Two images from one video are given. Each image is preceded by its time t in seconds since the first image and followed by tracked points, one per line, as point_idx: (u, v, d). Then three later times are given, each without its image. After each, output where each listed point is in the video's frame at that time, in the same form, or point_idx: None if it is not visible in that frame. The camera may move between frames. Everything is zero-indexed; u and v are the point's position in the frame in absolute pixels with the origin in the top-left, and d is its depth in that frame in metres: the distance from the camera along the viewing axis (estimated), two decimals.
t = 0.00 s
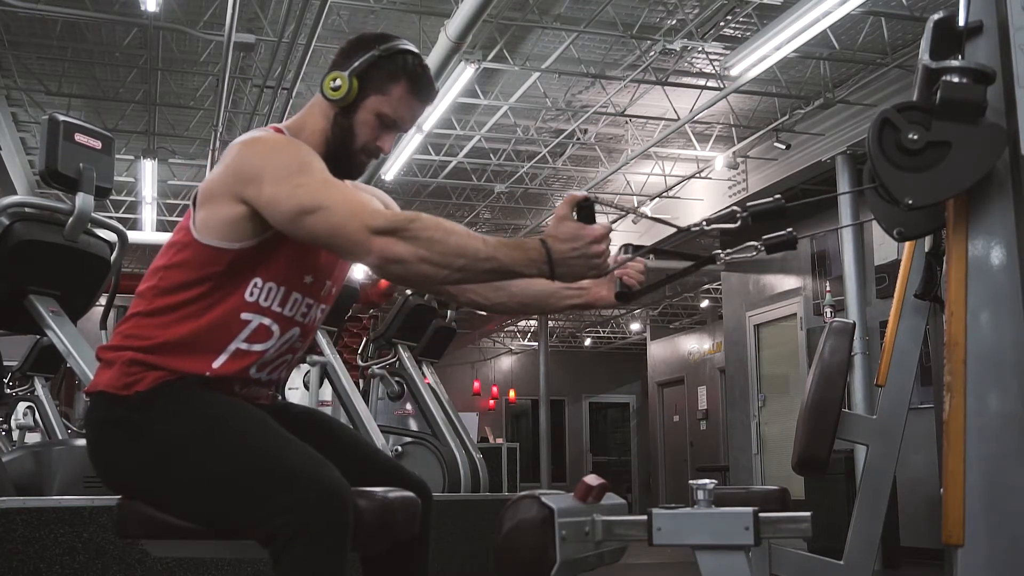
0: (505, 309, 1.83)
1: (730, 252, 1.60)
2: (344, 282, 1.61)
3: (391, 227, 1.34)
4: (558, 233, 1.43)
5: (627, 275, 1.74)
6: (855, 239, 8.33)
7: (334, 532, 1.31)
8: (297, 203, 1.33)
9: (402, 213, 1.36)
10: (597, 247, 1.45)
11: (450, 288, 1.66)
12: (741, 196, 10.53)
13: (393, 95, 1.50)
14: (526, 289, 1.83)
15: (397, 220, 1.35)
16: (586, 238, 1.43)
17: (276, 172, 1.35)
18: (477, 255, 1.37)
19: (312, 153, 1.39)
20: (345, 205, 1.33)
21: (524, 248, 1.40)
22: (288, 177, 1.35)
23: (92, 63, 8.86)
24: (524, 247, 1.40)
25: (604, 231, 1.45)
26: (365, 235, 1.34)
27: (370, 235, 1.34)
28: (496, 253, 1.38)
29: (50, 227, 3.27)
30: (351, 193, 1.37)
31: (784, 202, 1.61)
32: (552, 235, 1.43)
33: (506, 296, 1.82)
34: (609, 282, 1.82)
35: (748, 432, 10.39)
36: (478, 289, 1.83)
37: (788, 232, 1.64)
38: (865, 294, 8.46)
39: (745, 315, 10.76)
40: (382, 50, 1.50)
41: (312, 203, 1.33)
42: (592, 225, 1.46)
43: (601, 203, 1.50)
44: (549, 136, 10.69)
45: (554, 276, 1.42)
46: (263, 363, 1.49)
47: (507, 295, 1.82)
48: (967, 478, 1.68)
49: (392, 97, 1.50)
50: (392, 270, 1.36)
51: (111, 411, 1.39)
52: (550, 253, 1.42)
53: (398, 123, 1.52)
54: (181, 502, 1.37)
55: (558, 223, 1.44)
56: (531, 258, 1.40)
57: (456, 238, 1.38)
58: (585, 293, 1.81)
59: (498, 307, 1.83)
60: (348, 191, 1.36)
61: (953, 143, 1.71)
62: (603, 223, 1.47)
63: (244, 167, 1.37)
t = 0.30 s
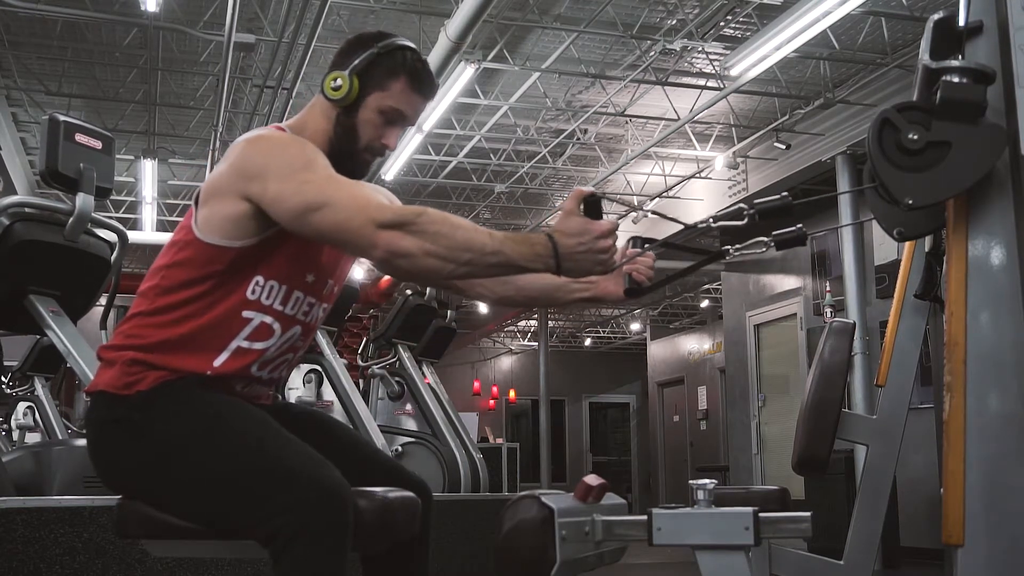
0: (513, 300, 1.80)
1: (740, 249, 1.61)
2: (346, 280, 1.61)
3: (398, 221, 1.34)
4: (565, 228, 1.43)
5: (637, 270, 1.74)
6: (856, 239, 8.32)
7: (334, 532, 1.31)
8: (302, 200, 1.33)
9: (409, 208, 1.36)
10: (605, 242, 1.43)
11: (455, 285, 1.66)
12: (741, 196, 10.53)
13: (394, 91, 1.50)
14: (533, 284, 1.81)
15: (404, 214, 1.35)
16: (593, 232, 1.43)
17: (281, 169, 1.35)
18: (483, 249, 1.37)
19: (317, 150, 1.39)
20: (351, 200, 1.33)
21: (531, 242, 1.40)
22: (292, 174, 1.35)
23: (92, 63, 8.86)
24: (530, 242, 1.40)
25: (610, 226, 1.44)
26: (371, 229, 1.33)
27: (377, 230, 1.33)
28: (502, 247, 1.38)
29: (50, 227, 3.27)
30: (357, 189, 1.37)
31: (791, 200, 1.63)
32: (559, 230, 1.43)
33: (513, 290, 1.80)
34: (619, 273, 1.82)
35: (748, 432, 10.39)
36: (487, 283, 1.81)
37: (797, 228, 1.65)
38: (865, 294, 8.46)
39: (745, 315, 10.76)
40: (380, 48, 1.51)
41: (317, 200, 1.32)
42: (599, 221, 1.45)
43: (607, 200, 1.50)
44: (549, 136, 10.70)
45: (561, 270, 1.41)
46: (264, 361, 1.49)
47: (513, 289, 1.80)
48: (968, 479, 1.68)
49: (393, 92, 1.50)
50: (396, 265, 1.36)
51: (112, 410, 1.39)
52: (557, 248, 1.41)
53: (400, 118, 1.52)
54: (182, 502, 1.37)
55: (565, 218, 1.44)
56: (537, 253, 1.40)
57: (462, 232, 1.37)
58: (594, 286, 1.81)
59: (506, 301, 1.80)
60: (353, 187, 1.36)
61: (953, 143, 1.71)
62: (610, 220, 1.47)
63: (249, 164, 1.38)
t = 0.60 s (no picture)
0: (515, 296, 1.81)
1: (744, 245, 1.59)
2: (347, 279, 1.61)
3: (405, 217, 1.35)
4: (572, 222, 1.43)
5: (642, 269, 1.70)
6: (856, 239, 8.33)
7: (335, 532, 1.31)
8: (308, 198, 1.32)
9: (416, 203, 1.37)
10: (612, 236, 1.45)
11: (459, 280, 1.66)
12: (740, 196, 10.53)
13: (390, 75, 1.50)
14: (540, 279, 1.82)
15: (411, 209, 1.36)
16: (600, 228, 1.44)
17: (286, 167, 1.35)
18: (490, 245, 1.38)
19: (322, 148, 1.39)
20: (359, 197, 1.33)
21: (538, 237, 1.41)
22: (298, 172, 1.35)
23: (92, 63, 8.86)
24: (538, 237, 1.41)
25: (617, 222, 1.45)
26: (379, 225, 1.34)
27: (385, 226, 1.34)
28: (509, 243, 1.39)
29: (50, 227, 3.27)
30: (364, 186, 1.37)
31: (799, 197, 1.63)
32: (566, 223, 1.43)
33: (517, 285, 1.81)
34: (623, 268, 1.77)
35: (748, 432, 10.39)
36: (492, 278, 1.81)
37: (804, 225, 1.65)
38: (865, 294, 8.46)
39: (745, 315, 10.76)
40: (368, 36, 1.51)
41: (324, 198, 1.32)
42: (607, 216, 1.46)
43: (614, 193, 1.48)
44: (549, 136, 10.70)
45: (568, 266, 1.42)
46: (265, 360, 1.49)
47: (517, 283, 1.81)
48: (967, 478, 1.68)
49: (390, 77, 1.50)
50: (404, 261, 1.36)
51: (113, 409, 1.39)
52: (564, 242, 1.42)
53: (403, 103, 1.52)
54: (182, 502, 1.37)
55: (573, 212, 1.44)
56: (545, 248, 1.41)
57: (469, 228, 1.38)
58: (599, 282, 1.78)
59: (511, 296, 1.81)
60: (360, 184, 1.36)
61: (953, 143, 1.71)
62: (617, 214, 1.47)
63: (254, 161, 1.37)
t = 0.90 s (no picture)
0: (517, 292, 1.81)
1: (747, 242, 1.59)
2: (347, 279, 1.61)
3: (410, 213, 1.35)
4: (577, 219, 1.43)
5: (645, 267, 1.71)
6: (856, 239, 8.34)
7: (336, 531, 1.31)
8: (309, 196, 1.33)
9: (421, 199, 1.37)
10: (618, 233, 1.45)
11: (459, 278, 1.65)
12: (741, 196, 10.53)
13: (384, 66, 1.50)
14: (542, 275, 1.82)
15: (416, 205, 1.36)
16: (605, 225, 1.44)
17: (289, 166, 1.35)
18: (495, 241, 1.38)
19: (322, 147, 1.39)
20: (362, 196, 1.34)
21: (543, 234, 1.41)
22: (300, 170, 1.35)
23: (92, 63, 8.86)
24: (543, 234, 1.41)
25: (622, 219, 1.45)
26: (385, 220, 1.34)
27: (390, 222, 1.34)
28: (514, 239, 1.39)
29: (50, 227, 3.26)
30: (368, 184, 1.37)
31: (804, 195, 1.63)
32: (572, 220, 1.43)
33: (520, 282, 1.81)
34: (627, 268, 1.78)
35: (748, 432, 10.39)
36: (493, 275, 1.81)
37: (808, 223, 1.65)
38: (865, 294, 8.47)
39: (745, 315, 10.76)
40: (360, 30, 1.52)
41: (328, 196, 1.32)
42: (612, 213, 1.47)
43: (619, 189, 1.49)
44: (549, 136, 10.70)
45: (573, 262, 1.42)
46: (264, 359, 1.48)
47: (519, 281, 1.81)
48: (967, 478, 1.68)
49: (384, 69, 1.50)
50: (410, 257, 1.36)
51: (113, 409, 1.39)
52: (569, 238, 1.42)
53: (401, 95, 1.52)
54: (181, 502, 1.37)
55: (579, 208, 1.44)
56: (550, 244, 1.41)
57: (474, 224, 1.38)
58: (602, 280, 1.79)
59: (513, 293, 1.81)
60: (363, 182, 1.36)
61: (953, 143, 1.71)
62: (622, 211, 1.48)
63: (255, 162, 1.38)
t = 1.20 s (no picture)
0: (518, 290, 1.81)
1: (747, 242, 1.58)
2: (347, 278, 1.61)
3: (412, 210, 1.35)
4: (579, 216, 1.43)
5: (645, 265, 1.70)
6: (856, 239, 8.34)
7: (335, 531, 1.31)
8: (310, 195, 1.33)
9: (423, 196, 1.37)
10: (620, 230, 1.44)
11: (459, 276, 1.65)
12: (741, 196, 10.53)
13: (382, 65, 1.50)
14: (542, 274, 1.81)
15: (418, 202, 1.36)
16: (607, 223, 1.43)
17: (289, 165, 1.36)
18: (496, 238, 1.37)
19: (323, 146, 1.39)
20: (363, 195, 1.33)
21: (544, 231, 1.40)
22: (300, 170, 1.35)
23: (92, 63, 8.86)
24: (545, 231, 1.41)
25: (623, 217, 1.45)
26: (387, 218, 1.34)
27: (392, 220, 1.34)
28: (515, 236, 1.38)
29: (50, 227, 3.26)
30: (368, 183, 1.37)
31: (805, 194, 1.63)
32: (574, 217, 1.43)
33: (520, 281, 1.81)
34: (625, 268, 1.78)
35: (748, 432, 10.39)
36: (493, 274, 1.82)
37: (808, 223, 1.65)
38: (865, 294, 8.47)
39: (745, 315, 10.76)
40: (357, 28, 1.52)
41: (329, 195, 1.32)
42: (613, 211, 1.47)
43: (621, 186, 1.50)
44: (549, 136, 10.70)
45: (574, 259, 1.42)
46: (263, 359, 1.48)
47: (520, 279, 1.81)
48: (968, 479, 1.68)
49: (381, 66, 1.50)
50: (412, 255, 1.36)
51: (113, 410, 1.39)
52: (571, 235, 1.42)
53: (399, 92, 1.52)
54: (182, 502, 1.37)
55: (580, 206, 1.44)
56: (551, 241, 1.41)
57: (475, 221, 1.38)
58: (602, 278, 1.78)
59: (513, 291, 1.81)
60: (364, 181, 1.36)
61: (953, 143, 1.71)
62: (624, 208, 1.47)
63: (255, 160, 1.38)
